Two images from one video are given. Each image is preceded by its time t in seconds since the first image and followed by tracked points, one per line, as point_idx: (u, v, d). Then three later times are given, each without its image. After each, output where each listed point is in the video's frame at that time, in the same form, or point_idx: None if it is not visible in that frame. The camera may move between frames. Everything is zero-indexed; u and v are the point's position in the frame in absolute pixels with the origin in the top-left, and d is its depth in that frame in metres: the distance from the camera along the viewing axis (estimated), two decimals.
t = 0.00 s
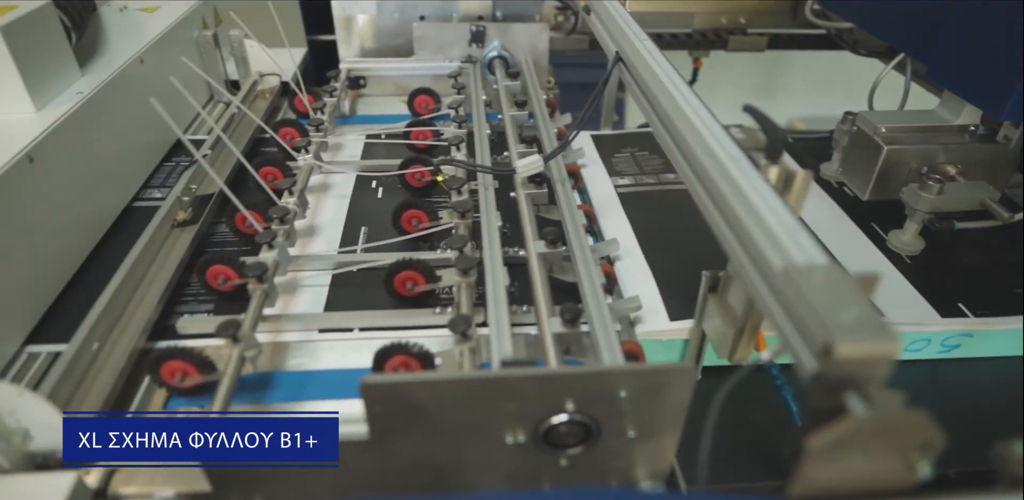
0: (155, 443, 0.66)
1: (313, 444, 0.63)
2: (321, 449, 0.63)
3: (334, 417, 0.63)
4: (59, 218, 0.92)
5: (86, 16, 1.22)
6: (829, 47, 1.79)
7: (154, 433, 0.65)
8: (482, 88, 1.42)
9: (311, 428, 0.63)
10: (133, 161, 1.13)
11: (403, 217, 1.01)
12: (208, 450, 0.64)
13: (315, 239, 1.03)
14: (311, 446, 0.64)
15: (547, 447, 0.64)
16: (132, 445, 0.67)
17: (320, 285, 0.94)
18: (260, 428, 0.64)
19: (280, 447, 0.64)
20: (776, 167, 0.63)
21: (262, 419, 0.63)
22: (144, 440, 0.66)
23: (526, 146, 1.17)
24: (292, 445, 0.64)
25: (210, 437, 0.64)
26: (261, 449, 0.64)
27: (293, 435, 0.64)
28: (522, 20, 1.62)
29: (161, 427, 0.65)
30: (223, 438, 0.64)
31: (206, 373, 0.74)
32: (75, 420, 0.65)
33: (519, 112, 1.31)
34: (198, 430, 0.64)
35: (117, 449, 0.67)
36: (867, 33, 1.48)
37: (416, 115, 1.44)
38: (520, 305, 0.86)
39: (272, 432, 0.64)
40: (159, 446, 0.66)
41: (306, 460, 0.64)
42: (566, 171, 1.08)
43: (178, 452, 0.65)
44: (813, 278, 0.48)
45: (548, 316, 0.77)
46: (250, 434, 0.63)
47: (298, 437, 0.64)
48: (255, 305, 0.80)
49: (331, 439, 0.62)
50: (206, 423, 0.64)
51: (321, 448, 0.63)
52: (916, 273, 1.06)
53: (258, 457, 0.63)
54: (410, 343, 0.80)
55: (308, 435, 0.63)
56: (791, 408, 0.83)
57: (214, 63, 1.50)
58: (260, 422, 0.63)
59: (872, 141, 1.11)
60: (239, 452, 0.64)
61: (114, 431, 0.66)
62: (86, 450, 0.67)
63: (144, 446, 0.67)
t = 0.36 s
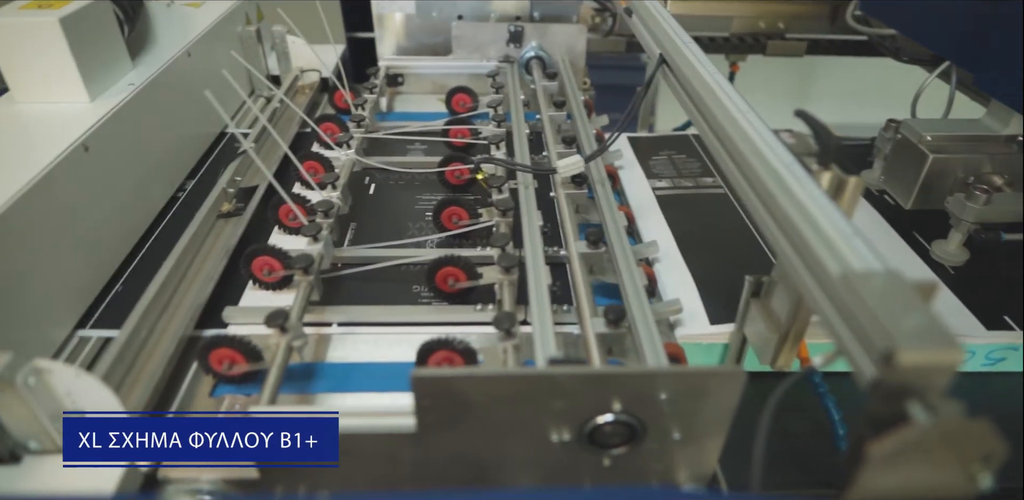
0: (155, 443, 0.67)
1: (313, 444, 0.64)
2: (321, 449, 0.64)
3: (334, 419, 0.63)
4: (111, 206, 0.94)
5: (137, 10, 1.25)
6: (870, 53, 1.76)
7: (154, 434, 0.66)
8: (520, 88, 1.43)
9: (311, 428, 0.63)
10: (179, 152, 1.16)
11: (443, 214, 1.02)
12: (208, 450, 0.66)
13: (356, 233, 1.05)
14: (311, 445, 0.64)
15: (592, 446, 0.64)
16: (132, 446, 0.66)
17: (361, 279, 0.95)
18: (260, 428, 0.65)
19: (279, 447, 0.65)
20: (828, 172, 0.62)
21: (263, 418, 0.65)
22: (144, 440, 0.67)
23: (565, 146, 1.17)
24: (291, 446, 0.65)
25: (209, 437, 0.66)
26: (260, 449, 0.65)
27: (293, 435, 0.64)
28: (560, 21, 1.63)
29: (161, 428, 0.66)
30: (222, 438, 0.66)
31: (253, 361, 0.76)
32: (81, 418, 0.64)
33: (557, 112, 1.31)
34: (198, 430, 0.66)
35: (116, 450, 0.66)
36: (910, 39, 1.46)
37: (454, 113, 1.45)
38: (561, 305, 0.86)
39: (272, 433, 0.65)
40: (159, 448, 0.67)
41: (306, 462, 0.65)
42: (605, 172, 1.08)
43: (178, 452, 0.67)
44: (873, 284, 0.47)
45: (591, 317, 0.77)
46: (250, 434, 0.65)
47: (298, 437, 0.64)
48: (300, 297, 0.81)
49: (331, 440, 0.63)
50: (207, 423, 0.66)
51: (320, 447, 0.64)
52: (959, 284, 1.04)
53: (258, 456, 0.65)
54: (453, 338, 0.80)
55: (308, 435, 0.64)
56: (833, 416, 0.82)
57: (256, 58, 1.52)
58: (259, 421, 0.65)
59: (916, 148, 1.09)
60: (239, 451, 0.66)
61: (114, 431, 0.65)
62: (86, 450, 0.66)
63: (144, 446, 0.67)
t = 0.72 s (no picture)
0: (155, 442, 0.67)
1: (313, 444, 0.65)
2: (321, 449, 0.65)
3: (332, 418, 0.64)
4: (163, 196, 0.96)
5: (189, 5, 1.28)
6: (914, 61, 1.74)
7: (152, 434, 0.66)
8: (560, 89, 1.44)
9: (311, 429, 0.65)
10: (227, 146, 1.18)
11: (486, 213, 1.03)
12: (208, 450, 0.68)
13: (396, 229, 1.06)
14: (311, 445, 0.66)
15: (640, 450, 0.64)
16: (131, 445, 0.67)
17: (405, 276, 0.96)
18: (260, 428, 0.67)
19: (279, 447, 0.67)
20: (889, 181, 0.62)
21: (261, 420, 0.67)
22: (144, 440, 0.67)
23: (607, 148, 1.17)
24: (290, 446, 0.67)
25: (210, 437, 0.68)
26: (260, 448, 0.68)
27: (293, 435, 0.66)
28: (600, 23, 1.63)
29: (160, 427, 0.67)
30: (222, 438, 0.68)
31: (303, 352, 0.77)
32: (135, 417, 0.66)
33: (598, 114, 1.32)
34: (198, 430, 0.67)
35: (117, 449, 0.67)
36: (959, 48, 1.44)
37: (493, 113, 1.46)
38: (606, 306, 0.86)
39: (272, 433, 0.67)
40: (156, 446, 0.67)
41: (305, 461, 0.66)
42: (648, 176, 1.08)
43: (177, 452, 0.67)
44: (943, 295, 0.46)
45: (638, 319, 0.77)
46: (250, 434, 0.68)
47: (298, 437, 0.66)
48: (349, 290, 0.83)
49: (331, 439, 0.65)
50: (207, 423, 0.68)
51: (320, 448, 0.66)
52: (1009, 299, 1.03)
53: (258, 456, 0.68)
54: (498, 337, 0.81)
55: (308, 435, 0.65)
56: (878, 428, 0.82)
57: (299, 55, 1.55)
58: (260, 423, 0.67)
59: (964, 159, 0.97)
60: (239, 450, 0.69)
61: (114, 431, 0.66)
62: (85, 450, 0.67)
63: (144, 446, 0.67)
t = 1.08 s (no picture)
0: (155, 443, 0.69)
1: (311, 444, 0.71)
2: (321, 449, 0.70)
3: (333, 418, 0.73)
4: (216, 189, 0.98)
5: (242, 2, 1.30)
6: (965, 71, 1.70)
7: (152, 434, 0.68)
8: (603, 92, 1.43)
9: (312, 428, 0.71)
10: (275, 141, 1.20)
11: (530, 215, 1.03)
12: (209, 450, 0.70)
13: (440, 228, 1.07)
14: (311, 445, 0.71)
15: (690, 457, 0.63)
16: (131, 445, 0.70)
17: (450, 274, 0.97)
18: (260, 428, 0.71)
19: (278, 447, 0.71)
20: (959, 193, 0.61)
21: (263, 419, 0.71)
22: (144, 440, 0.69)
23: (652, 152, 1.17)
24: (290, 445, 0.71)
25: (210, 437, 0.70)
26: (260, 448, 0.71)
27: (293, 435, 0.71)
28: (643, 26, 1.62)
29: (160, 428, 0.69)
30: (222, 438, 0.71)
31: (351, 347, 0.78)
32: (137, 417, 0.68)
33: (642, 118, 1.31)
34: (199, 430, 0.70)
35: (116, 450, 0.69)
36: (1014, 58, 1.40)
37: (534, 114, 1.46)
38: (653, 311, 0.85)
39: (272, 433, 0.71)
40: (157, 446, 0.69)
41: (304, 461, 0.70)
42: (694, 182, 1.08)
43: (177, 452, 0.70)
44: None
45: (687, 326, 0.76)
46: (251, 434, 0.71)
47: (298, 437, 0.71)
48: (398, 287, 0.84)
49: (332, 436, 0.71)
50: (208, 423, 0.70)
51: (320, 447, 0.70)
52: None
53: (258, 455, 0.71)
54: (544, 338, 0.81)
55: (309, 435, 0.71)
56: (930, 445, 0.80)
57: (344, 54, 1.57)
58: (261, 423, 0.71)
59: None
60: (239, 451, 0.71)
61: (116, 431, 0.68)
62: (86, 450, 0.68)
63: (143, 446, 0.69)
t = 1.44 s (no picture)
0: (154, 443, 0.69)
1: (312, 444, 0.70)
2: (321, 448, 0.70)
3: (334, 418, 0.73)
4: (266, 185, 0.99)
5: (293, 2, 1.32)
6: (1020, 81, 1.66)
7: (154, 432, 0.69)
8: (647, 96, 1.43)
9: (313, 428, 0.71)
10: (322, 139, 1.21)
11: (574, 218, 1.03)
12: (208, 450, 0.70)
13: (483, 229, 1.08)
14: (310, 446, 0.70)
15: (740, 466, 0.63)
16: (130, 445, 0.69)
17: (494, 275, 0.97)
18: (260, 428, 0.71)
19: (278, 447, 0.70)
20: None
21: (263, 419, 0.71)
22: (144, 440, 0.69)
23: (698, 158, 1.15)
24: (289, 446, 0.70)
25: (210, 437, 0.70)
26: (260, 449, 0.70)
27: (293, 435, 0.70)
28: (687, 31, 1.61)
29: (161, 427, 0.70)
30: (222, 438, 0.71)
31: (399, 344, 0.79)
32: (136, 416, 0.69)
33: (687, 123, 1.30)
34: (198, 430, 0.70)
35: (114, 449, 0.67)
36: None
37: (577, 118, 1.46)
38: (700, 318, 0.85)
39: (272, 433, 0.71)
40: (156, 446, 0.69)
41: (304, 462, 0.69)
42: (741, 190, 1.07)
43: (176, 452, 0.69)
44: None
45: (736, 335, 0.76)
46: (251, 434, 0.71)
47: (298, 437, 0.71)
48: (445, 287, 0.84)
49: (333, 436, 0.71)
50: (208, 423, 0.71)
51: (320, 447, 0.70)
52: None
53: (258, 455, 0.70)
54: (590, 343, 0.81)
55: (308, 435, 0.71)
56: (983, 464, 0.79)
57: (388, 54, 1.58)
58: (262, 422, 0.71)
59: None
60: (239, 451, 0.71)
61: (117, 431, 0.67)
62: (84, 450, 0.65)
63: (143, 446, 0.69)
